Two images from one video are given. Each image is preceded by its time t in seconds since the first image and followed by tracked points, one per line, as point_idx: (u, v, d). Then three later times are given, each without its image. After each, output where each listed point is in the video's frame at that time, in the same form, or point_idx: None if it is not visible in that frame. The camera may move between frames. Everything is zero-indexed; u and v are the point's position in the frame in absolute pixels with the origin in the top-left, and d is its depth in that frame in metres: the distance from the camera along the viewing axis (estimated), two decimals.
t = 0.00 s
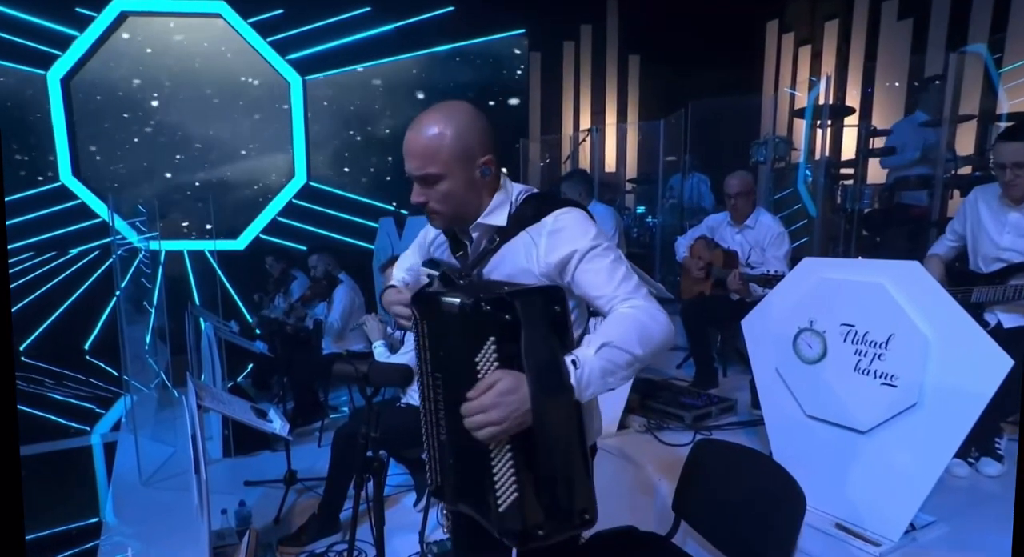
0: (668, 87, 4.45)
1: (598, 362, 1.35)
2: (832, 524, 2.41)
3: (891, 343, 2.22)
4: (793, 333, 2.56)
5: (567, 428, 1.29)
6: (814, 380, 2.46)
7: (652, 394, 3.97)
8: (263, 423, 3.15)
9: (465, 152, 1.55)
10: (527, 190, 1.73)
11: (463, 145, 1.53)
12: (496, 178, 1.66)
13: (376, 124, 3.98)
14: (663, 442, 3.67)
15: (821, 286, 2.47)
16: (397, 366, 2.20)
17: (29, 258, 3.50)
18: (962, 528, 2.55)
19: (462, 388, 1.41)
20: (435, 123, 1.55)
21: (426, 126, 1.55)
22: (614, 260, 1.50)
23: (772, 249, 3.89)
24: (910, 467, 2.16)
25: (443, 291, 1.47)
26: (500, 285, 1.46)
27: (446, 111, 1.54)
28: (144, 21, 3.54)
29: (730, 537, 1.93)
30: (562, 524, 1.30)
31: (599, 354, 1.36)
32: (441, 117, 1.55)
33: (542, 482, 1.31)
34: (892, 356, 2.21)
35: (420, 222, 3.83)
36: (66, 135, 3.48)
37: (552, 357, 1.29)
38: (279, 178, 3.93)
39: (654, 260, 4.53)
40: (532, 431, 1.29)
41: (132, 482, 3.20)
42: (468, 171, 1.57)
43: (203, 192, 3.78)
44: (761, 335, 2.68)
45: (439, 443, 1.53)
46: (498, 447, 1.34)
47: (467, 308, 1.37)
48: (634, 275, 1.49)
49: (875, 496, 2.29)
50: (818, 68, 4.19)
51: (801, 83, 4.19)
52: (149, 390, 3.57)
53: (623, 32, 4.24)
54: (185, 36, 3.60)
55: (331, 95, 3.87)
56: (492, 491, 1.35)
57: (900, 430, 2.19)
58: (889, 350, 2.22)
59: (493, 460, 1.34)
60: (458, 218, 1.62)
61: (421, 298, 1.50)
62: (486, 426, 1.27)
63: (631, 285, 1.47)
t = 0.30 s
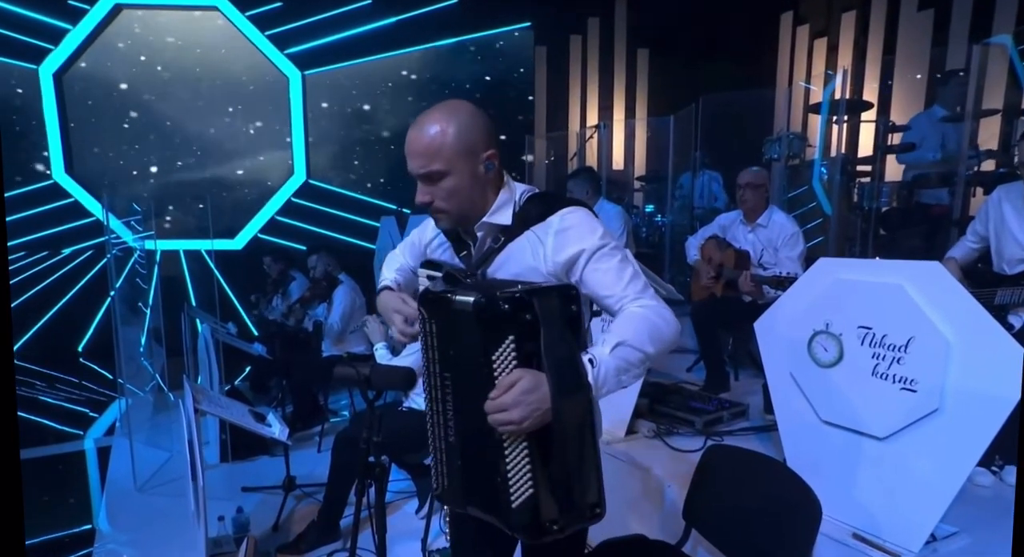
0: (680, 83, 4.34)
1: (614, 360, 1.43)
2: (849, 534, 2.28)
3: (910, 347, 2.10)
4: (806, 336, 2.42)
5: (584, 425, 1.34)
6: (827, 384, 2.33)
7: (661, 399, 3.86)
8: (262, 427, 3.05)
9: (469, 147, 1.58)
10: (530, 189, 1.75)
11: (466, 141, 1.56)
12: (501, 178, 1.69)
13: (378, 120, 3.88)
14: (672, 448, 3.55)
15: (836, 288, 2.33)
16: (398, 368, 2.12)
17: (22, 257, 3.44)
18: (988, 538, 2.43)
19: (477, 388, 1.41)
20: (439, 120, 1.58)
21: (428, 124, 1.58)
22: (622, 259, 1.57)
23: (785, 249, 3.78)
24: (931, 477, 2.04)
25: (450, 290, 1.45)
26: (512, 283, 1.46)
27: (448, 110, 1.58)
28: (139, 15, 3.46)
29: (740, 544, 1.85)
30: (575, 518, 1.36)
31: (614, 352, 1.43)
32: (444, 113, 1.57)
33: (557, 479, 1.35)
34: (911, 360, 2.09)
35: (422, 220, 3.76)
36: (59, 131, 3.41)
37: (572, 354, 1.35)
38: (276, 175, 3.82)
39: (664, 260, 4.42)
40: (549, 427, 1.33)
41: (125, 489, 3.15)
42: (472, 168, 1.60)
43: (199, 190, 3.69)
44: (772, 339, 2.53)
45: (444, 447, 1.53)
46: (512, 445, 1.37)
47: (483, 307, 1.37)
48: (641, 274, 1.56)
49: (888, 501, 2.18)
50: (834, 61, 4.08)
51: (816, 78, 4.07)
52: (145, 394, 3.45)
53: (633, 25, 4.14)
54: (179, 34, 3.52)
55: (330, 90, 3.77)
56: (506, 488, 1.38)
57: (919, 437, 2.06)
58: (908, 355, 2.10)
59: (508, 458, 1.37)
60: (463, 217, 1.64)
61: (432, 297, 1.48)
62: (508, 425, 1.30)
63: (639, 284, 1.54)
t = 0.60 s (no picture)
0: (690, 78, 4.25)
1: (622, 368, 1.37)
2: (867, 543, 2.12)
3: (929, 349, 1.98)
4: (820, 339, 2.29)
5: (588, 435, 1.30)
6: (842, 386, 2.20)
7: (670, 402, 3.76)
8: (262, 432, 2.97)
9: (475, 146, 1.53)
10: (539, 190, 1.70)
11: (470, 137, 1.52)
12: (506, 177, 1.63)
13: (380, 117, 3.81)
14: (683, 454, 3.45)
15: (852, 289, 2.19)
16: (401, 372, 2.03)
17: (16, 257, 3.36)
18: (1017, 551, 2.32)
19: (481, 394, 1.36)
20: (442, 121, 1.54)
21: (431, 127, 1.54)
22: (632, 263, 1.51)
23: (799, 249, 3.67)
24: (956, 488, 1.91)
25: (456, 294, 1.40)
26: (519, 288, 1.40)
27: (448, 112, 1.55)
28: (136, 10, 3.39)
29: None
30: (579, 529, 1.32)
31: (624, 359, 1.38)
32: (447, 115, 1.54)
33: (561, 489, 1.31)
34: (931, 364, 1.98)
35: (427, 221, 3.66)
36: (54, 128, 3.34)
37: (579, 364, 1.30)
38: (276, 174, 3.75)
39: (673, 260, 4.32)
40: (554, 437, 1.29)
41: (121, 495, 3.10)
42: (478, 166, 1.55)
43: (199, 189, 3.62)
44: (786, 342, 2.40)
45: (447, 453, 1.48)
46: (516, 451, 1.32)
47: (490, 312, 1.32)
48: (652, 277, 1.51)
49: (906, 513, 2.05)
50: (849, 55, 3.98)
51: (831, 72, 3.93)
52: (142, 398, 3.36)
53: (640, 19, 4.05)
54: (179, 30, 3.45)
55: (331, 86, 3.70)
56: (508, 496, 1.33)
57: (934, 448, 1.95)
58: (927, 358, 1.99)
59: (510, 466, 1.33)
60: (473, 217, 1.58)
61: (439, 299, 1.42)
62: (512, 433, 1.27)
63: (650, 288, 1.48)
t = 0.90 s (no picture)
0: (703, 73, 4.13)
1: (625, 377, 1.30)
2: None
3: (954, 354, 1.99)
4: (840, 341, 2.31)
5: (585, 442, 1.24)
6: (865, 393, 2.22)
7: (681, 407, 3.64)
8: (264, 437, 2.88)
9: (487, 137, 1.45)
10: (559, 183, 1.59)
11: (483, 128, 1.44)
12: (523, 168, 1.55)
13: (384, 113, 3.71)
14: (694, 460, 3.33)
15: (875, 291, 2.20)
16: (404, 375, 1.94)
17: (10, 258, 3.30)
18: None
19: (479, 393, 1.32)
20: (456, 108, 1.46)
21: (446, 114, 1.47)
22: (648, 264, 1.40)
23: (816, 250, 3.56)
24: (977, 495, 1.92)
25: (461, 287, 1.36)
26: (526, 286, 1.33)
27: (464, 99, 1.47)
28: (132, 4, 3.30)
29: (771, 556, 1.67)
30: (570, 540, 1.26)
31: (627, 367, 1.31)
32: (462, 101, 1.46)
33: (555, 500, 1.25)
34: (955, 368, 1.98)
35: (433, 218, 3.67)
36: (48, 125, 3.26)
37: (579, 369, 1.24)
38: (277, 171, 3.66)
39: (685, 260, 4.20)
40: (548, 444, 1.24)
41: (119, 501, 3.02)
42: (491, 159, 1.47)
43: (197, 187, 3.54)
44: (804, 342, 2.43)
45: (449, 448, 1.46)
46: (511, 454, 1.29)
47: (489, 310, 1.27)
48: (669, 282, 1.40)
49: (927, 517, 2.06)
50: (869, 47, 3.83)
51: (850, 66, 3.84)
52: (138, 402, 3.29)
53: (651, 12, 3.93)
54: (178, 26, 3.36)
55: (333, 80, 3.59)
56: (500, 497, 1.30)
57: (962, 453, 1.95)
58: (952, 363, 1.99)
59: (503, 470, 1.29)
60: (483, 211, 1.51)
61: (441, 292, 1.38)
62: (503, 437, 1.22)
63: (664, 293, 1.38)
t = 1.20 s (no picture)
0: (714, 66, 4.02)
1: (619, 398, 1.23)
2: None
3: (974, 358, 1.93)
4: (855, 345, 2.24)
5: (574, 452, 1.21)
6: (879, 399, 2.16)
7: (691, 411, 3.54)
8: (265, 442, 2.80)
9: (490, 134, 1.44)
10: (575, 184, 1.56)
11: (485, 126, 1.42)
12: (534, 167, 1.53)
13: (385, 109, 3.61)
14: (705, 466, 3.24)
15: (889, 292, 2.14)
16: (408, 377, 1.85)
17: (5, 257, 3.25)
18: None
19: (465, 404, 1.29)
20: (455, 108, 1.45)
21: (447, 115, 1.46)
22: (660, 278, 1.33)
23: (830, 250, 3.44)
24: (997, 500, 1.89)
25: (451, 294, 1.34)
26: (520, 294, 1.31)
27: (467, 98, 1.47)
28: None
29: None
30: (558, 553, 1.23)
31: (624, 387, 1.24)
32: (461, 101, 1.44)
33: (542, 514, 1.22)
34: (975, 373, 1.93)
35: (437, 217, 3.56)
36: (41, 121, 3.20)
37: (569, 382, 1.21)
38: (275, 170, 3.58)
39: (694, 261, 4.11)
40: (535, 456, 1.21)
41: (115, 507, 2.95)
42: (496, 157, 1.46)
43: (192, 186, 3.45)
44: (818, 344, 2.35)
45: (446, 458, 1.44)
46: (496, 464, 1.25)
47: (476, 318, 1.24)
48: (681, 296, 1.33)
49: (947, 525, 2.02)
50: (886, 41, 3.74)
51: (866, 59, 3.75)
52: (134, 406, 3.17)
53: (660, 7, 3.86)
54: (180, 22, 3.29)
55: (332, 75, 3.51)
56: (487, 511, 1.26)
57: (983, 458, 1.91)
58: (972, 367, 1.94)
59: (489, 484, 1.26)
60: (493, 214, 1.50)
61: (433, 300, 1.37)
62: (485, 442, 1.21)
63: (674, 310, 1.31)
